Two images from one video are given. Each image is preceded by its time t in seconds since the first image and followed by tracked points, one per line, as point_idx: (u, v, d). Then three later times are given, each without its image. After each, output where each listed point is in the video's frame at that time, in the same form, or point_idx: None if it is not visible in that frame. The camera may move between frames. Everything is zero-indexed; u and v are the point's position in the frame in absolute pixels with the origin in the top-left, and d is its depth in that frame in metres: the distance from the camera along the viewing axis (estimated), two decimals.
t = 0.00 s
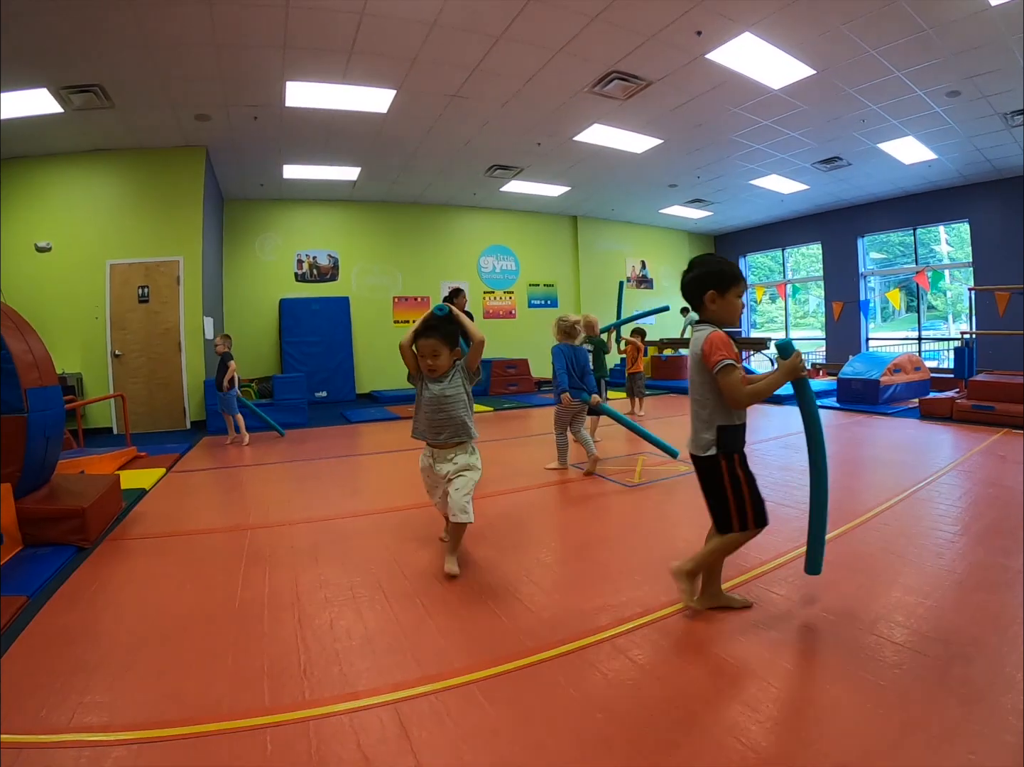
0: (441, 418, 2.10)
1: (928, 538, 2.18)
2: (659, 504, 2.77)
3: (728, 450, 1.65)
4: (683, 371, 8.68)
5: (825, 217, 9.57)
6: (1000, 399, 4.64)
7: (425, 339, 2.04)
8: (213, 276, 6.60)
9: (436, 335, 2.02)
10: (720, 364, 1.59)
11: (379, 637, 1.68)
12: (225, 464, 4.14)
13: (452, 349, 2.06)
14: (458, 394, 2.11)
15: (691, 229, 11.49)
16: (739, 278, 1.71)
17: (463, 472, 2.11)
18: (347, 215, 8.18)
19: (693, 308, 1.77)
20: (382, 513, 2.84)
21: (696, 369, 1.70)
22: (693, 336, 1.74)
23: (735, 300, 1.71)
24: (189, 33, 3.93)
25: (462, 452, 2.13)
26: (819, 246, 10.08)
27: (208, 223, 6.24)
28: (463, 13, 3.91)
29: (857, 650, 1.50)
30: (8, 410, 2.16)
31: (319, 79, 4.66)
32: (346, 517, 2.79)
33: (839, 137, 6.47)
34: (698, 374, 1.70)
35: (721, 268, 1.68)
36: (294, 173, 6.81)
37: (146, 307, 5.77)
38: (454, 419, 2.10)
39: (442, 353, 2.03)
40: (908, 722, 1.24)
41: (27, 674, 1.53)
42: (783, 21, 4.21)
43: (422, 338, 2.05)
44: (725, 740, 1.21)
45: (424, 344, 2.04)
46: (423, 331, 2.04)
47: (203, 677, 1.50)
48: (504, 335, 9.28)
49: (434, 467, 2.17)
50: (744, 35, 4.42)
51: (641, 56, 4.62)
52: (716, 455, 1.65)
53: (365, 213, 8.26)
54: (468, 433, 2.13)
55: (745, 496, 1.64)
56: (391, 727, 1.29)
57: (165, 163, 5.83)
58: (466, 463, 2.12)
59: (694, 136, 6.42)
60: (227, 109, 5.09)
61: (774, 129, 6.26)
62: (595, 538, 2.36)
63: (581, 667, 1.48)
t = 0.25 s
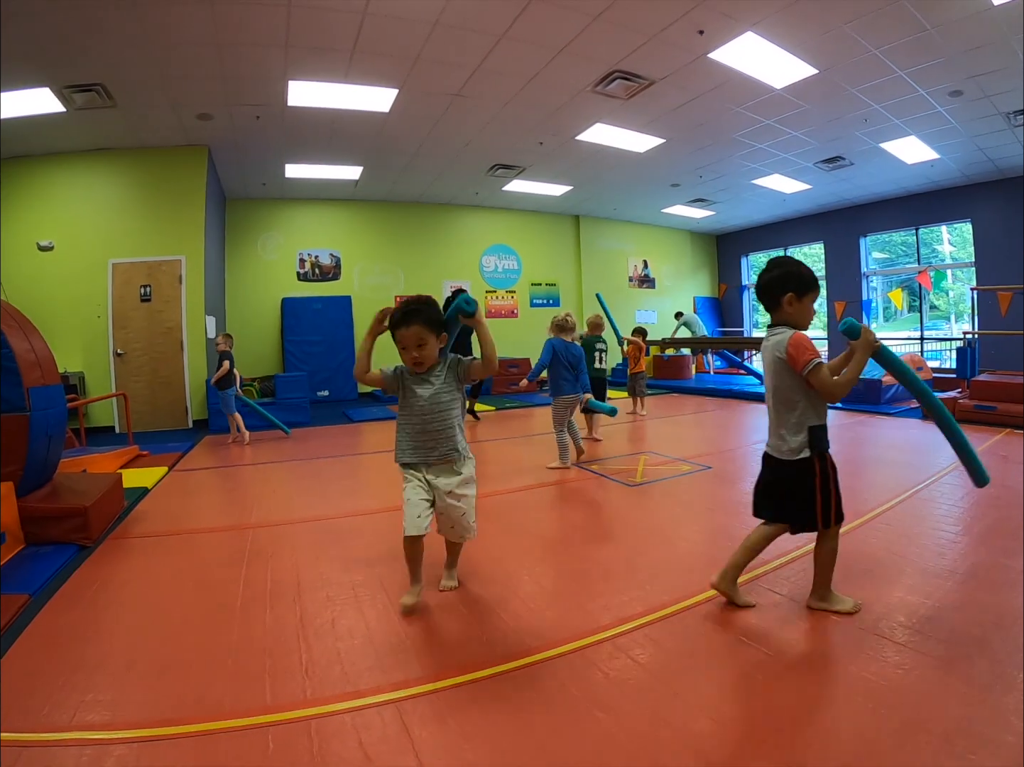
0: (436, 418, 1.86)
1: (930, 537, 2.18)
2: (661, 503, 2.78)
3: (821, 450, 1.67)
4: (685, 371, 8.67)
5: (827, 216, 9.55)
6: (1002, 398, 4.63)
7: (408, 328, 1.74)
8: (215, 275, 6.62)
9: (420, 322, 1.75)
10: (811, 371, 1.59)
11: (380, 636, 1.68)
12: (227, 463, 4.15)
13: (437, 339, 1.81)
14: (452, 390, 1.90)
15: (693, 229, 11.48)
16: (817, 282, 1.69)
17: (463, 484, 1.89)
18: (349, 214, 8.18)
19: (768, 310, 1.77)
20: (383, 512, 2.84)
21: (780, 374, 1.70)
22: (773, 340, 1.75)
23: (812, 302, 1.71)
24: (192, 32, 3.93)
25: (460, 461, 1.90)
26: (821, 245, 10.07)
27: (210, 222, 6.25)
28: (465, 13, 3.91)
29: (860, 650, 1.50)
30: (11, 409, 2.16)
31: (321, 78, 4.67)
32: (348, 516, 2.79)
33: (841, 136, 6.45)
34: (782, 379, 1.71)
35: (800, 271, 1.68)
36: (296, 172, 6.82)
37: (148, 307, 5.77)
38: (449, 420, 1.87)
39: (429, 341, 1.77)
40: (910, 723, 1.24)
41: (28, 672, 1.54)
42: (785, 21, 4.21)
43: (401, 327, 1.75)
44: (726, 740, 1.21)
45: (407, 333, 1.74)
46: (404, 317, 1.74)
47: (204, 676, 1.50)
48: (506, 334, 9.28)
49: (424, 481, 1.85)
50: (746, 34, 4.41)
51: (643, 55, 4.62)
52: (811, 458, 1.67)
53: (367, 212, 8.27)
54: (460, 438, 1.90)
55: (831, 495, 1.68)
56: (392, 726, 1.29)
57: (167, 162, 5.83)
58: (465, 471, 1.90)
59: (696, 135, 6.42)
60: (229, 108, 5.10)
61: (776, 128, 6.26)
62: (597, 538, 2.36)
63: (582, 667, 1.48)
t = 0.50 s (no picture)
0: (420, 443, 1.56)
1: (932, 537, 2.18)
2: (663, 503, 2.78)
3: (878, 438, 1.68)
4: (686, 372, 8.67)
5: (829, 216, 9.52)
6: (1003, 398, 4.63)
7: (384, 332, 1.47)
8: (216, 276, 6.62)
9: (400, 325, 1.47)
10: (878, 361, 1.62)
11: (381, 635, 1.68)
12: (229, 463, 4.15)
13: (419, 347, 1.53)
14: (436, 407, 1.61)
15: (694, 229, 11.48)
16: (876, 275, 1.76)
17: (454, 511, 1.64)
18: (351, 214, 8.19)
19: (828, 304, 1.80)
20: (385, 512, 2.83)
21: (845, 367, 1.71)
22: (832, 332, 1.77)
23: (870, 297, 1.76)
24: (194, 32, 3.94)
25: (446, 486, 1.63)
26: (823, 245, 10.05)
27: (212, 222, 6.26)
28: (467, 13, 3.91)
29: (862, 651, 1.50)
30: (12, 409, 2.17)
31: (322, 78, 4.67)
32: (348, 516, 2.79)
33: (843, 136, 6.45)
34: (845, 369, 1.71)
35: (861, 267, 1.73)
36: (298, 172, 6.83)
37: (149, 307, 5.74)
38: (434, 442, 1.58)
39: (408, 350, 1.49)
40: (913, 723, 1.23)
41: (29, 672, 1.53)
42: (787, 21, 4.20)
43: (377, 330, 1.47)
44: (727, 741, 1.21)
45: (384, 337, 1.46)
46: (382, 319, 1.47)
47: (206, 676, 1.50)
48: (507, 334, 9.27)
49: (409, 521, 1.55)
50: (747, 34, 4.41)
51: (644, 56, 4.62)
52: (868, 446, 1.68)
53: (369, 212, 8.28)
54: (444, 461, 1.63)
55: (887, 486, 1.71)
56: (394, 725, 1.29)
57: (169, 163, 5.86)
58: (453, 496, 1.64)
59: (698, 135, 6.42)
60: (231, 108, 5.10)
61: (778, 127, 6.25)
62: (599, 537, 2.36)
63: (584, 667, 1.47)
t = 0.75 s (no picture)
0: (413, 446, 1.54)
1: (936, 538, 2.17)
2: (665, 504, 2.77)
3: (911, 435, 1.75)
4: (688, 372, 8.67)
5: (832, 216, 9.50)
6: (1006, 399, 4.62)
7: (379, 330, 1.42)
8: (219, 277, 6.63)
9: (397, 322, 1.42)
10: (909, 363, 1.66)
11: (384, 636, 1.68)
12: (231, 463, 4.15)
13: (418, 346, 1.48)
14: (433, 406, 1.57)
15: (696, 229, 11.47)
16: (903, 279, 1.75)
17: (461, 508, 1.59)
18: (353, 215, 8.20)
19: (858, 309, 1.82)
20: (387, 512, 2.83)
21: (878, 372, 1.75)
22: (862, 337, 1.81)
23: (903, 299, 1.76)
24: (196, 33, 3.94)
25: (448, 485, 1.58)
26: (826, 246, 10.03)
27: (214, 223, 6.26)
28: (469, 13, 3.91)
29: (866, 652, 1.49)
30: (15, 410, 2.16)
31: (324, 79, 4.68)
32: (351, 516, 2.79)
33: (845, 136, 6.44)
34: (877, 372, 1.76)
35: (888, 272, 1.73)
36: (300, 173, 6.83)
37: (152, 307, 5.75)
38: (428, 444, 1.56)
39: (407, 348, 1.44)
40: (916, 724, 1.23)
41: (32, 673, 1.54)
42: (789, 21, 4.20)
43: (371, 329, 1.43)
44: (730, 742, 1.20)
45: (379, 337, 1.42)
46: (376, 318, 1.42)
47: (209, 676, 1.50)
48: (509, 334, 9.27)
49: (409, 526, 1.53)
50: (749, 34, 4.40)
51: (646, 56, 4.62)
52: (902, 444, 1.75)
53: (371, 213, 8.28)
54: (444, 460, 1.60)
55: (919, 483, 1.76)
56: (396, 725, 1.29)
57: (172, 164, 5.87)
58: (458, 493, 1.59)
59: (700, 135, 6.41)
60: (233, 109, 5.11)
61: (780, 128, 6.25)
62: (602, 538, 2.36)
63: (586, 667, 1.47)
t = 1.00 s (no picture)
0: (427, 449, 1.52)
1: (938, 537, 2.17)
2: (667, 504, 2.77)
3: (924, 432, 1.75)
4: (689, 372, 8.66)
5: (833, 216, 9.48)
6: (1008, 399, 4.61)
7: (385, 327, 1.40)
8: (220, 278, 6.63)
9: (402, 319, 1.41)
10: (922, 358, 1.66)
11: (386, 636, 1.68)
12: (233, 464, 4.15)
13: (424, 342, 1.46)
14: (446, 408, 1.55)
15: (698, 229, 11.47)
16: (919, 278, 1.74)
17: (474, 521, 1.56)
18: (355, 216, 8.20)
19: (875, 308, 1.82)
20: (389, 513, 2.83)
21: (894, 369, 1.75)
22: (877, 335, 1.81)
23: (920, 297, 1.74)
24: (197, 34, 3.95)
25: (462, 495, 1.56)
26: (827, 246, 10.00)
27: (215, 225, 6.27)
28: (469, 13, 3.91)
29: (868, 653, 1.49)
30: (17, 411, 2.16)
31: (325, 80, 4.68)
32: (353, 517, 2.79)
33: (846, 136, 6.43)
34: (891, 369, 1.76)
35: (903, 270, 1.72)
36: (302, 173, 6.84)
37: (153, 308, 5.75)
38: (443, 447, 1.53)
39: (413, 345, 1.42)
40: (918, 724, 1.23)
41: (34, 673, 1.54)
42: (790, 20, 4.20)
43: (377, 326, 1.42)
44: (730, 742, 1.20)
45: (385, 333, 1.40)
46: (381, 315, 1.41)
47: (210, 677, 1.50)
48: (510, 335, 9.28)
49: (419, 529, 1.53)
50: (750, 34, 4.40)
51: (647, 56, 4.62)
52: (915, 440, 1.74)
53: (373, 214, 8.29)
54: (460, 467, 1.57)
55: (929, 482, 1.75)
56: (398, 726, 1.29)
57: (173, 166, 5.88)
58: (473, 504, 1.57)
59: (701, 135, 6.41)
60: (234, 110, 5.12)
61: (781, 127, 6.24)
62: (604, 538, 2.35)
63: (588, 667, 1.47)
